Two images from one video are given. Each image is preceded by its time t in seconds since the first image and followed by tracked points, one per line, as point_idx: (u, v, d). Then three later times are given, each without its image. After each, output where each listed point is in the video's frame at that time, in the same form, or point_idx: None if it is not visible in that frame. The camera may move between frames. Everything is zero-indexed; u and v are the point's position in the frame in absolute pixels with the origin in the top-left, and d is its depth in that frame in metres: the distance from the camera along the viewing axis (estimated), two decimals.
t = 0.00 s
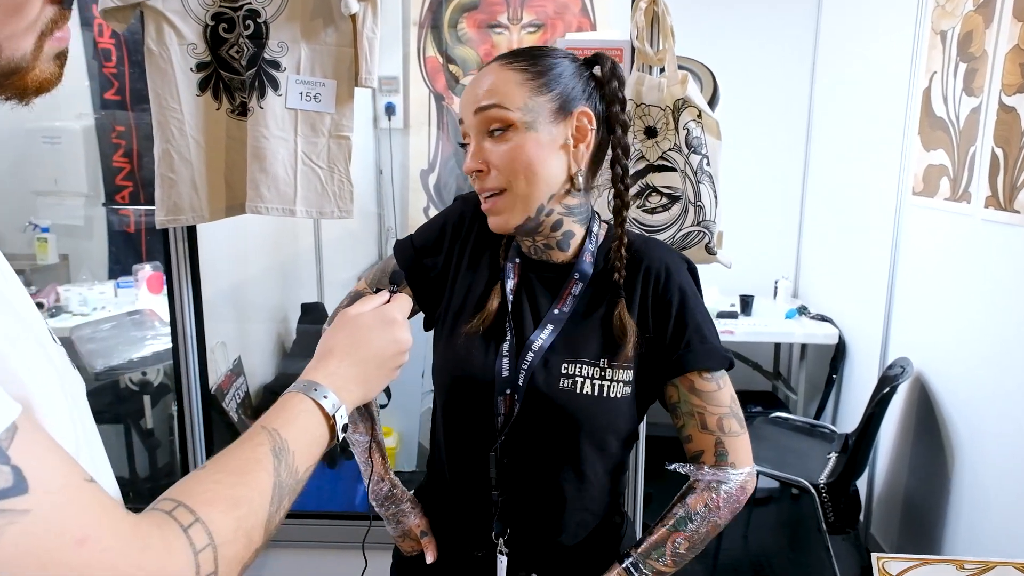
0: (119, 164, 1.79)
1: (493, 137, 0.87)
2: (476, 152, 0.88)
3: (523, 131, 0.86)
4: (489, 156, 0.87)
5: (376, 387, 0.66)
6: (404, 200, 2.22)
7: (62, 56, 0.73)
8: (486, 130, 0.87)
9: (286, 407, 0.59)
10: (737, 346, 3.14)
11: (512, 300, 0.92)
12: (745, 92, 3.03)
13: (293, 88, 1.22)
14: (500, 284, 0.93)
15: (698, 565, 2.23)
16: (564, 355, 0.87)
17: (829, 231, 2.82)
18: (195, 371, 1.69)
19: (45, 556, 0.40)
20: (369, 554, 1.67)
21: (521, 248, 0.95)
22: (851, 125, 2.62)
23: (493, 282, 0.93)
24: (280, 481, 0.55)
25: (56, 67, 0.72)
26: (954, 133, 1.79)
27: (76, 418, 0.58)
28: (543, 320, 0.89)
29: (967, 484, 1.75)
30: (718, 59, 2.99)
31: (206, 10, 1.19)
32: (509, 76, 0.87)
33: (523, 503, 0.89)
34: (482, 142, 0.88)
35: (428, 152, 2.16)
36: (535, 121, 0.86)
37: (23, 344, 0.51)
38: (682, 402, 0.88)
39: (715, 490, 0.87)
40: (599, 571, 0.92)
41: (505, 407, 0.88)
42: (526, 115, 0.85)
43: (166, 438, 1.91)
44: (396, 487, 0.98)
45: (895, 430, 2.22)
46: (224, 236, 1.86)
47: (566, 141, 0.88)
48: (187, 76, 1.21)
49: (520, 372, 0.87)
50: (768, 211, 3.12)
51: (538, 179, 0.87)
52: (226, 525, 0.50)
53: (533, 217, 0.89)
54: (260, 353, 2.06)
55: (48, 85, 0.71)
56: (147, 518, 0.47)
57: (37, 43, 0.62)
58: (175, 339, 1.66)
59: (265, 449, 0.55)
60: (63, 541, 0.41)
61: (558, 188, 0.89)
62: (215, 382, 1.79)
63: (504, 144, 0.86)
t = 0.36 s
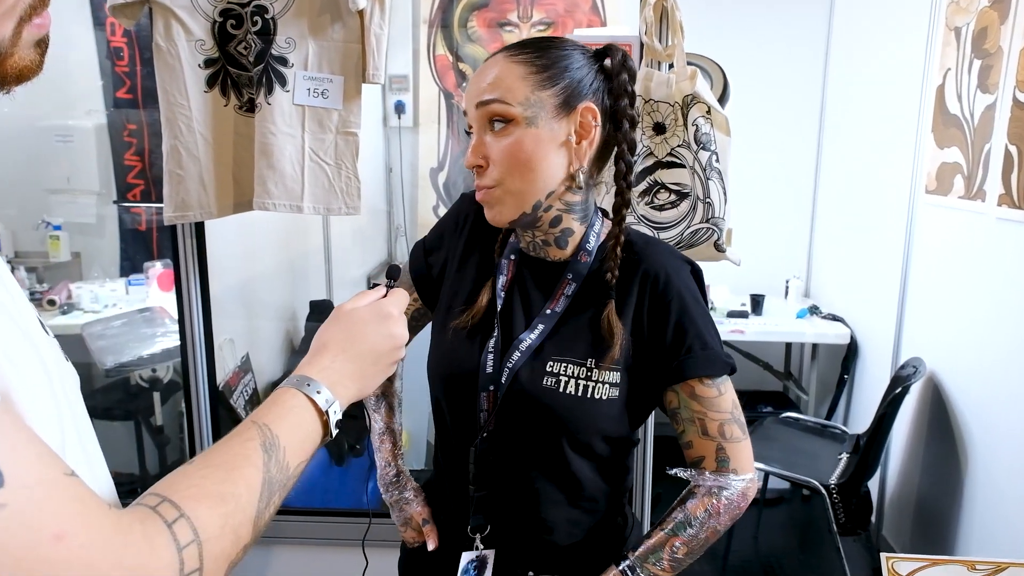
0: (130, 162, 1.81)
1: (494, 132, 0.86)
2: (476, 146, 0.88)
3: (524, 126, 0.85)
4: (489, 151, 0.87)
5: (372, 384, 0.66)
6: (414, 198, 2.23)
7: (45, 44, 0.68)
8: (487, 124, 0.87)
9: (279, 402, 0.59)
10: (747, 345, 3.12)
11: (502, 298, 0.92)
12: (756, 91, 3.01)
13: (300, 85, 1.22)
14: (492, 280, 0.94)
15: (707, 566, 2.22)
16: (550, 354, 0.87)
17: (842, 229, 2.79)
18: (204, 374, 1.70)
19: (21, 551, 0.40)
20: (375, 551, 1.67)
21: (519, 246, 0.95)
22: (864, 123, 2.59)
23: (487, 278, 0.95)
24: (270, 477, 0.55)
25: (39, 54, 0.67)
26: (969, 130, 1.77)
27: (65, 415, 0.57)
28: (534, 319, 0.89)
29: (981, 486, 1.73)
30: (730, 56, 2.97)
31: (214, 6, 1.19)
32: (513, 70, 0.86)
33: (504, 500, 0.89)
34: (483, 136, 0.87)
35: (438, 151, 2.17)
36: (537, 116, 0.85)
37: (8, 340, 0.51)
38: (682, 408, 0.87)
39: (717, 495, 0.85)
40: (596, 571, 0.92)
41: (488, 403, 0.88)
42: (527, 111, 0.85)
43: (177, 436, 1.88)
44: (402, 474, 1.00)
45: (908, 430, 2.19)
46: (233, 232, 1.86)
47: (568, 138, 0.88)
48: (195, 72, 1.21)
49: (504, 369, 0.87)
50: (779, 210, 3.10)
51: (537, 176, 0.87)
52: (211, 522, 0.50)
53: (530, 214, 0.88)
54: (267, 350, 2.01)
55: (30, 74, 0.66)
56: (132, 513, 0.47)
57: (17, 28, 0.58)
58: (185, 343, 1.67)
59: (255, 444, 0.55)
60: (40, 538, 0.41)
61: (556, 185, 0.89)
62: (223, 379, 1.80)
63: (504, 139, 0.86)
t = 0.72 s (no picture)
0: (142, 163, 1.83)
1: (526, 135, 0.86)
2: (505, 147, 0.87)
3: (557, 132, 0.85)
4: (520, 154, 0.86)
5: (377, 387, 0.67)
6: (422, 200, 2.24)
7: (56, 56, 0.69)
8: (518, 127, 0.86)
9: (286, 406, 0.61)
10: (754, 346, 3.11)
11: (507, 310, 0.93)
12: (763, 92, 3.00)
13: (309, 88, 1.23)
14: (497, 292, 0.95)
15: (712, 566, 2.22)
16: (565, 365, 0.88)
17: (849, 231, 2.78)
18: (213, 364, 1.71)
19: (35, 549, 0.41)
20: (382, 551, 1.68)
21: (523, 256, 0.97)
22: (872, 125, 2.59)
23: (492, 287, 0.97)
24: (277, 477, 0.56)
25: (52, 65, 0.69)
26: (976, 133, 1.76)
27: (76, 413, 0.59)
28: (545, 328, 0.90)
29: (987, 489, 1.72)
30: (737, 57, 2.97)
31: (225, 11, 1.21)
32: (543, 72, 0.86)
33: (518, 509, 0.90)
34: (513, 138, 0.87)
35: (446, 153, 2.21)
36: (569, 122, 0.85)
37: (22, 341, 0.53)
38: (692, 421, 0.88)
39: (727, 501, 0.87)
40: (606, 571, 0.92)
41: (498, 415, 0.89)
42: (561, 117, 0.85)
43: (186, 435, 1.90)
44: (382, 500, 0.98)
45: (914, 434, 2.19)
46: (243, 234, 1.88)
47: (595, 146, 0.89)
48: (205, 76, 1.23)
49: (517, 383, 0.88)
50: (786, 211, 3.09)
51: (566, 182, 0.87)
52: (219, 520, 0.51)
53: (555, 220, 0.88)
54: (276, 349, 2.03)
55: (42, 85, 0.68)
56: (142, 513, 0.49)
57: (29, 42, 0.60)
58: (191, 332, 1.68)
59: (262, 445, 0.56)
60: (53, 536, 0.42)
61: (581, 192, 0.90)
62: (232, 378, 1.82)
63: (537, 143, 0.85)
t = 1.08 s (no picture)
0: (142, 163, 1.83)
1: (514, 142, 0.86)
2: (492, 153, 0.88)
3: (546, 141, 0.86)
4: (507, 161, 0.87)
5: (378, 389, 0.67)
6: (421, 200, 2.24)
7: (59, 61, 0.70)
8: (506, 133, 0.87)
9: (287, 408, 0.61)
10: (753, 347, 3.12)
11: (496, 319, 0.94)
12: (763, 93, 3.00)
13: (309, 90, 1.23)
14: (484, 300, 0.97)
15: (711, 566, 2.22)
16: (560, 376, 0.88)
17: (848, 232, 2.79)
18: (213, 374, 1.72)
19: (40, 551, 0.42)
20: (382, 551, 1.68)
21: (510, 264, 0.98)
22: (871, 126, 2.59)
23: (480, 297, 0.98)
24: (279, 480, 0.56)
25: (54, 71, 0.69)
26: (975, 135, 1.76)
27: (79, 415, 0.59)
28: (536, 338, 0.90)
29: (986, 491, 1.73)
30: (737, 57, 2.97)
31: (225, 12, 1.21)
32: (536, 79, 0.86)
33: (515, 518, 0.89)
34: (502, 144, 0.87)
35: (447, 153, 2.24)
36: (557, 131, 0.86)
37: (24, 343, 0.53)
38: (680, 434, 0.90)
39: (709, 501, 0.90)
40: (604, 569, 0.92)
41: (487, 425, 0.89)
42: (550, 125, 0.86)
43: (185, 435, 1.90)
44: (373, 500, 0.98)
45: (913, 435, 2.19)
46: (242, 236, 1.89)
47: (584, 156, 0.90)
48: (206, 77, 1.23)
49: (511, 394, 0.87)
50: (785, 212, 3.09)
51: (553, 190, 0.88)
52: (222, 524, 0.52)
53: (540, 225, 0.90)
54: (276, 348, 2.04)
55: (45, 90, 0.68)
56: (146, 515, 0.49)
57: (32, 46, 0.60)
58: (192, 341, 1.69)
59: (264, 448, 0.56)
60: (58, 539, 0.42)
61: (568, 201, 0.91)
62: (231, 379, 1.83)
63: (525, 151, 0.86)
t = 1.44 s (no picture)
0: (141, 163, 1.83)
1: (508, 143, 0.87)
2: (487, 155, 0.88)
3: (539, 141, 0.86)
4: (502, 162, 0.87)
5: (380, 390, 0.67)
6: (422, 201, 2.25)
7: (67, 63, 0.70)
8: (501, 134, 0.87)
9: (289, 409, 0.61)
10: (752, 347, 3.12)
11: (494, 321, 0.94)
12: (762, 93, 3.00)
13: (309, 90, 1.23)
14: (482, 299, 0.97)
15: (710, 566, 2.23)
16: (557, 376, 0.88)
17: (848, 231, 2.79)
18: (213, 369, 1.70)
19: (45, 550, 0.42)
20: (382, 551, 1.68)
21: (507, 264, 0.98)
22: (870, 126, 2.59)
23: (478, 297, 0.98)
24: (281, 480, 0.57)
25: (62, 71, 0.69)
26: (974, 135, 1.77)
27: (82, 415, 0.59)
28: (533, 337, 0.91)
29: (985, 490, 1.73)
30: (737, 58, 2.97)
31: (225, 12, 1.21)
32: (527, 80, 0.86)
33: (511, 517, 0.90)
34: (496, 145, 0.87)
35: (446, 154, 2.25)
36: (551, 130, 0.86)
37: (26, 343, 0.53)
38: (683, 439, 0.90)
39: (716, 507, 0.89)
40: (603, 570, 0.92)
41: (485, 424, 0.89)
42: (543, 125, 0.86)
43: (186, 435, 1.90)
44: (370, 503, 0.99)
45: (912, 435, 2.20)
46: (244, 236, 1.88)
47: (579, 153, 0.90)
48: (206, 77, 1.23)
49: (507, 394, 0.88)
50: (784, 213, 3.10)
51: (548, 190, 0.88)
52: (225, 524, 0.52)
53: (538, 225, 0.90)
54: (276, 348, 2.03)
55: (52, 90, 0.68)
56: (149, 515, 0.49)
57: (39, 46, 0.60)
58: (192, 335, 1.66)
59: (266, 449, 0.56)
60: (62, 539, 0.42)
61: (564, 199, 0.91)
62: (232, 379, 1.82)
63: (520, 152, 0.86)
